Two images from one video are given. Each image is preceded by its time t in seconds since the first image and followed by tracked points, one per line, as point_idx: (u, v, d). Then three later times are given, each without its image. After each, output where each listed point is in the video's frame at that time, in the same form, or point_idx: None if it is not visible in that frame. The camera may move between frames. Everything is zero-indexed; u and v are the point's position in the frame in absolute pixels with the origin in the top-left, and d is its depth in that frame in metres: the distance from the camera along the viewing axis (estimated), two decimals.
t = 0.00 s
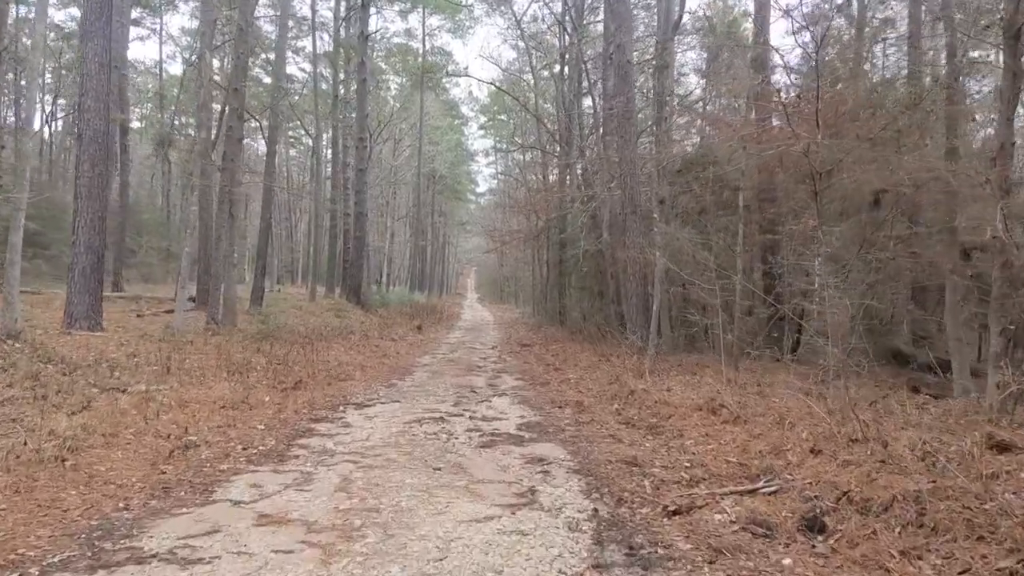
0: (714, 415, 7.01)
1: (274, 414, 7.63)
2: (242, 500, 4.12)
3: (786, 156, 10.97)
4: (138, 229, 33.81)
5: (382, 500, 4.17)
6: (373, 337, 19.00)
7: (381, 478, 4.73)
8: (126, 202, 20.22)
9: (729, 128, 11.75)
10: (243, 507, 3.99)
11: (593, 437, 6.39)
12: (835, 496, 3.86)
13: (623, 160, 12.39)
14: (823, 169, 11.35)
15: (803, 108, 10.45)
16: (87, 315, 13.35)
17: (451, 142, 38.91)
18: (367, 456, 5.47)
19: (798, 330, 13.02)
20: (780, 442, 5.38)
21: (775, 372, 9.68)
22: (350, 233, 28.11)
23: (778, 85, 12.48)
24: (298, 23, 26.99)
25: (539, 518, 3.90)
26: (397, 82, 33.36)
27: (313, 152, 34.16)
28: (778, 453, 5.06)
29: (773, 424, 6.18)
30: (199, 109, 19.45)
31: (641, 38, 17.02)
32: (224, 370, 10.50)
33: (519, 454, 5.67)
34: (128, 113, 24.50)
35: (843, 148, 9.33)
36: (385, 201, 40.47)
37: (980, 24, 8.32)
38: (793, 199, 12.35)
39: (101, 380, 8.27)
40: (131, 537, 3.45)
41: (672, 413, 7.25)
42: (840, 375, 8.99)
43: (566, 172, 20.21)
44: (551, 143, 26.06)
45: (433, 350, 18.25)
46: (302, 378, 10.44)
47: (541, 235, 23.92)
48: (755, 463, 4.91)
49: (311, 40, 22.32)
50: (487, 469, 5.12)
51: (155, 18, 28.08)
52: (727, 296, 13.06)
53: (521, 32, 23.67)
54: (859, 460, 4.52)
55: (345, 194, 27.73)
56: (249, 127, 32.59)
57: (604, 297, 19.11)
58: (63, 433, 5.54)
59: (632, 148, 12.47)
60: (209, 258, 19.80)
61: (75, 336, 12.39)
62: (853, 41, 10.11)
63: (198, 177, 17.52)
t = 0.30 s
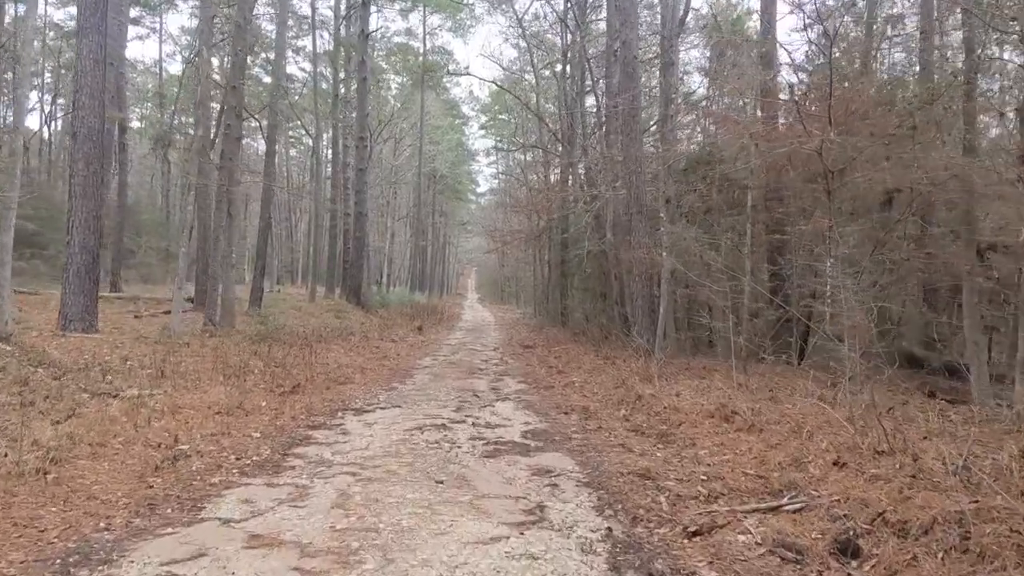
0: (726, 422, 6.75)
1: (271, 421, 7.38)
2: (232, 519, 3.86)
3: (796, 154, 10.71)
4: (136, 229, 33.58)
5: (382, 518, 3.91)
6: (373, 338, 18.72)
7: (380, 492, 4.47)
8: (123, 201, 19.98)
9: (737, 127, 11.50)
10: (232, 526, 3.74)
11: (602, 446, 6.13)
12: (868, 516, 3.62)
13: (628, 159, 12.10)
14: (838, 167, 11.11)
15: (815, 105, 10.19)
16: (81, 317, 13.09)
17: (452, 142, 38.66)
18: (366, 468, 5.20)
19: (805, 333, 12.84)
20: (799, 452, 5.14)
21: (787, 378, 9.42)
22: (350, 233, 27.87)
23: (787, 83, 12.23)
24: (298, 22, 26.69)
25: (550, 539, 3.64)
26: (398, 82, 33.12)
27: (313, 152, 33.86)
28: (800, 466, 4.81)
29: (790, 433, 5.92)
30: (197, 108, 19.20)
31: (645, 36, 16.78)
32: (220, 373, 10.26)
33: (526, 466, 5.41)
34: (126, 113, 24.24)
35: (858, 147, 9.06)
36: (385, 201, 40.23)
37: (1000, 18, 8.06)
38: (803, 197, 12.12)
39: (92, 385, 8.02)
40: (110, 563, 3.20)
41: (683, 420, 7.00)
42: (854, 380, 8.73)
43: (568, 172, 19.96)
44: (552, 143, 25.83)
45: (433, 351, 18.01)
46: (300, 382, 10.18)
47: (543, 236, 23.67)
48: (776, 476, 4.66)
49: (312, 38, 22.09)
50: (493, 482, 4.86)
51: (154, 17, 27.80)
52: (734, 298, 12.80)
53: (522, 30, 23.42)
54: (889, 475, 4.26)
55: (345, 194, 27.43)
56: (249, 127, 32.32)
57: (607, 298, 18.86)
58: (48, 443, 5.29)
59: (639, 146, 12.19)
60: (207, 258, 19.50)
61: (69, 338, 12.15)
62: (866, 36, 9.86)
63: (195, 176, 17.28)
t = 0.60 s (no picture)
0: (738, 425, 6.47)
1: (264, 423, 7.10)
2: (215, 532, 3.58)
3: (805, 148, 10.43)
4: (134, 228, 33.28)
5: (376, 531, 3.62)
6: (372, 338, 18.46)
7: (374, 501, 4.18)
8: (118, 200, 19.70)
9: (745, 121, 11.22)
10: (214, 541, 3.46)
11: (609, 451, 5.85)
12: (904, 529, 3.34)
13: (632, 154, 11.83)
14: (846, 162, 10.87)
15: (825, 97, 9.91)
16: (73, 316, 12.80)
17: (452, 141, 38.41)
18: (360, 474, 4.92)
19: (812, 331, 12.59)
20: (820, 457, 4.86)
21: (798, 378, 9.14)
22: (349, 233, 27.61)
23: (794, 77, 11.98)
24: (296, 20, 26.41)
25: (558, 554, 3.35)
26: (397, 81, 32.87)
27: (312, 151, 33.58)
28: (821, 472, 4.53)
29: (807, 436, 5.65)
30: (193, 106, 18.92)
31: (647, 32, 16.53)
32: (213, 375, 9.98)
33: (530, 472, 5.12)
34: (123, 111, 23.96)
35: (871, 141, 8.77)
36: (384, 201, 39.97)
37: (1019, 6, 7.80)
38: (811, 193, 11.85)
39: (79, 387, 7.73)
40: None
41: (692, 423, 6.71)
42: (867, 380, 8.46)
43: (569, 170, 19.69)
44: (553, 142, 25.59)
45: (433, 351, 17.74)
46: (296, 383, 9.91)
47: (543, 235, 23.42)
48: (796, 484, 4.39)
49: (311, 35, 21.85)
50: (496, 490, 4.58)
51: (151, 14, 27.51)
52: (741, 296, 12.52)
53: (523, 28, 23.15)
54: (920, 484, 3.99)
55: (344, 193, 27.14)
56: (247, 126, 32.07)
57: (609, 297, 18.59)
58: (25, 449, 5.00)
59: (643, 142, 11.92)
60: (203, 257, 19.23)
61: (61, 339, 11.86)
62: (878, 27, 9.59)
63: (191, 174, 17.01)
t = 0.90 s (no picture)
0: (752, 433, 6.19)
1: (258, 430, 6.83)
2: (200, 555, 3.31)
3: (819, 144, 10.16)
4: (132, 227, 32.99)
5: (373, 555, 3.34)
6: (372, 338, 18.21)
7: (371, 519, 3.90)
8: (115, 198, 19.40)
9: (754, 118, 10.95)
10: (198, 567, 3.18)
11: (619, 461, 5.57)
12: (947, 556, 3.07)
13: (639, 151, 11.55)
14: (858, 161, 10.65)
15: (839, 92, 9.65)
16: (66, 317, 12.50)
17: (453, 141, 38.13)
18: (357, 487, 4.64)
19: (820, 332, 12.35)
20: (844, 469, 4.59)
21: (809, 382, 8.89)
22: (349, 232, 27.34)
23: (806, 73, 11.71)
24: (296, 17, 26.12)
25: None
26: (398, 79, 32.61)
27: (312, 150, 33.28)
28: (848, 488, 4.26)
29: (827, 446, 5.38)
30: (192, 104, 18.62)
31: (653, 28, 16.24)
32: (208, 378, 9.70)
33: (537, 484, 4.85)
34: (121, 109, 23.66)
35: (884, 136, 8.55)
36: (385, 200, 39.72)
37: None
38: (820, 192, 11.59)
39: (67, 392, 7.44)
40: None
41: (704, 430, 6.44)
42: (883, 386, 8.19)
43: (572, 169, 19.42)
44: (555, 141, 25.33)
45: (433, 352, 17.49)
46: (293, 386, 9.64)
47: (545, 235, 23.16)
48: (821, 499, 4.12)
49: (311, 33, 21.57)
50: (502, 505, 4.32)
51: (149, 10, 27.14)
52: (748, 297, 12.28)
53: (526, 25, 22.87)
54: (957, 502, 3.72)
55: (344, 191, 26.86)
56: (246, 124, 31.79)
57: (613, 297, 18.35)
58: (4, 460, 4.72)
59: (650, 139, 11.63)
60: (201, 257, 18.95)
61: (53, 340, 11.57)
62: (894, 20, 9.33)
63: (189, 172, 16.72)
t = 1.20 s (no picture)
0: (769, 438, 5.94)
1: (252, 434, 6.56)
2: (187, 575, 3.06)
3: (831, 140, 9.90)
4: (130, 227, 32.71)
5: None
6: (372, 338, 17.94)
7: (371, 533, 3.64)
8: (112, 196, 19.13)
9: (764, 114, 10.69)
10: None
11: (632, 468, 5.30)
12: None
13: (646, 147, 11.28)
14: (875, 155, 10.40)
15: (853, 87, 9.40)
16: (60, 317, 12.21)
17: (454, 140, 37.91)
18: (357, 497, 4.38)
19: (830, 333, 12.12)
20: (874, 479, 4.34)
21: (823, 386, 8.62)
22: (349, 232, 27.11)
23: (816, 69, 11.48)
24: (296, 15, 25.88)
25: None
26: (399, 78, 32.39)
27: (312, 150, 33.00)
28: (879, 499, 4.01)
29: (851, 452, 5.12)
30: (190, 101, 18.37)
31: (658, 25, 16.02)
32: (204, 379, 9.45)
33: (548, 494, 4.59)
34: (119, 108, 23.40)
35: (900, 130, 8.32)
36: (385, 200, 39.48)
37: None
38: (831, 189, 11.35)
39: (56, 395, 7.17)
40: None
41: (719, 435, 6.18)
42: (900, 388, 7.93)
43: (575, 167, 19.19)
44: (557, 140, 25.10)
45: (434, 353, 17.22)
46: (290, 389, 9.37)
47: (547, 235, 22.92)
48: (852, 512, 3.88)
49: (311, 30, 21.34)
50: (511, 517, 4.05)
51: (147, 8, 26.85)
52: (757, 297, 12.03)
53: (528, 23, 22.64)
54: (1003, 517, 3.47)
55: (344, 190, 26.58)
56: (245, 123, 31.53)
57: (616, 297, 18.11)
58: None
59: (658, 135, 11.36)
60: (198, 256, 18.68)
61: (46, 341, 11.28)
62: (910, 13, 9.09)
63: (187, 170, 16.46)
